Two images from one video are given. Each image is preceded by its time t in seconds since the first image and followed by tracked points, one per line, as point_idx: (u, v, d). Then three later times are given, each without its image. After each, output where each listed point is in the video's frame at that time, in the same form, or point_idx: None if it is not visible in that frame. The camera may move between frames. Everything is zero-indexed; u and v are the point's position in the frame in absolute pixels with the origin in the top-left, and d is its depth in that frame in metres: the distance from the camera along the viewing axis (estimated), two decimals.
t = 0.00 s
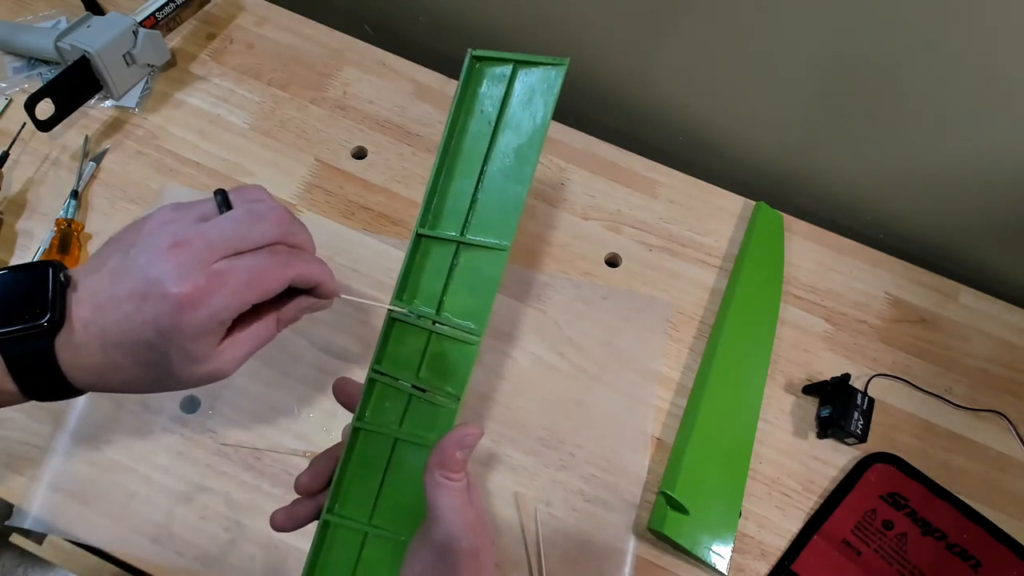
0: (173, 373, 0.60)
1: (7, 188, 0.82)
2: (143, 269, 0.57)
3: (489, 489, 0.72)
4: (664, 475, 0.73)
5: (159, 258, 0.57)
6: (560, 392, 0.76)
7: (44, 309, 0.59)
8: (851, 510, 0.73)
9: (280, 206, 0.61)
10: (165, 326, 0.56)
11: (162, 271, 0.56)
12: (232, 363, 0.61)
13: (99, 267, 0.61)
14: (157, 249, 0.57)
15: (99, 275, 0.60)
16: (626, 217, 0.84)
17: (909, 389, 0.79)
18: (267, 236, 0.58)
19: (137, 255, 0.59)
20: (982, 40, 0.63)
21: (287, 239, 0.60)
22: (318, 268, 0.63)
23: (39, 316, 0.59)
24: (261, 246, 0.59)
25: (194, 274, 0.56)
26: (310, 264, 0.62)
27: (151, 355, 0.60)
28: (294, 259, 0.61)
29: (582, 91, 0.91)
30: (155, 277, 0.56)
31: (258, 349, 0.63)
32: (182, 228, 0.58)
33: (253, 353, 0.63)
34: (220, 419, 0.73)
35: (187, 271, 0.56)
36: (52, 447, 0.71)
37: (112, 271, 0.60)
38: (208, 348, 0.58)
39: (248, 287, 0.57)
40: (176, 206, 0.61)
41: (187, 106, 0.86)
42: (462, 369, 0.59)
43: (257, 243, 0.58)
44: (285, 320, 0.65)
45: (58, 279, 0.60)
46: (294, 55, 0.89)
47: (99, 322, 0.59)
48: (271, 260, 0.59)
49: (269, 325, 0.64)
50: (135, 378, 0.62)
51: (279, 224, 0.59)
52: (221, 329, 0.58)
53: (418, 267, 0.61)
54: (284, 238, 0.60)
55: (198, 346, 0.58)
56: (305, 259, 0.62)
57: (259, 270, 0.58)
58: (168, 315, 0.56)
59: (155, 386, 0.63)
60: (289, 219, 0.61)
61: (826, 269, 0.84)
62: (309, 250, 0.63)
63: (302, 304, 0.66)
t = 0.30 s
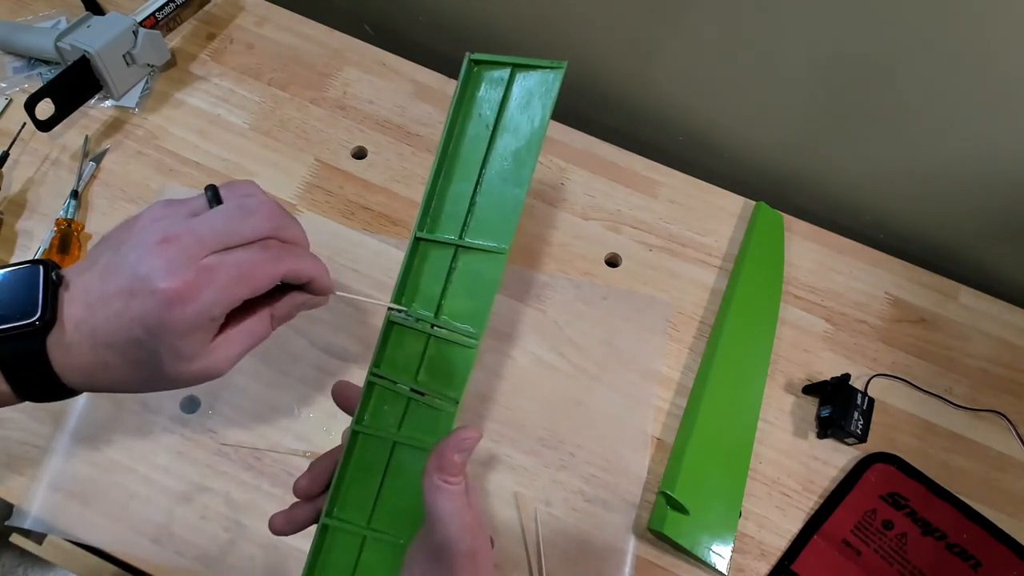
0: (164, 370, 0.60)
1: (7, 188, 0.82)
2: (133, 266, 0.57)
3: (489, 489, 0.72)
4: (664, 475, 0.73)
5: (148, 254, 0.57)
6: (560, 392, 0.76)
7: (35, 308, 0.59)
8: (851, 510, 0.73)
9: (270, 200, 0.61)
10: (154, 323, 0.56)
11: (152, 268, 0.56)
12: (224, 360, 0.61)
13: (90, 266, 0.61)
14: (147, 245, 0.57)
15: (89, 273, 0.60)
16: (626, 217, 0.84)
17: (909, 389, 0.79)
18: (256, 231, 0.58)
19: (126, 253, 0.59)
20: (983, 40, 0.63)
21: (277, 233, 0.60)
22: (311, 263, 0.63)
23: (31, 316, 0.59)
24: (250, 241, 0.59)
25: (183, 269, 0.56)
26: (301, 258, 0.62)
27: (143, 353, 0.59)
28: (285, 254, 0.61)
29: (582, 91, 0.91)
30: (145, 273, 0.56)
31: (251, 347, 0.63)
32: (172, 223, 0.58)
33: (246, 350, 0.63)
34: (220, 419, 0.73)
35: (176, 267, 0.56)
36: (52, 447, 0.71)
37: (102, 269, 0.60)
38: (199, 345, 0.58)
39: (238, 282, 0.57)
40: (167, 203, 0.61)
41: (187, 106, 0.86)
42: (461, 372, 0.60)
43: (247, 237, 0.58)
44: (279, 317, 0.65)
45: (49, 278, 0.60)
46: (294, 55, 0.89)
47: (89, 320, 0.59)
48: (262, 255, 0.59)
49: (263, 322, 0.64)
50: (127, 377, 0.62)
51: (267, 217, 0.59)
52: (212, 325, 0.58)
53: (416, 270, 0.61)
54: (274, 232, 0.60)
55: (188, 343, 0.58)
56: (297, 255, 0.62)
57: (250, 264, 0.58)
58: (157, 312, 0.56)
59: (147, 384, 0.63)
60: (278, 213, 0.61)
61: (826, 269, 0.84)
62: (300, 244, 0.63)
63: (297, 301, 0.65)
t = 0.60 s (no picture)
0: (176, 377, 0.60)
1: (7, 188, 0.82)
2: (146, 273, 0.57)
3: (489, 489, 0.72)
4: (664, 475, 0.73)
5: (162, 262, 0.57)
6: (560, 392, 0.76)
7: (49, 314, 0.60)
8: (851, 510, 0.73)
9: (283, 210, 0.61)
10: (168, 330, 0.56)
11: (166, 275, 0.56)
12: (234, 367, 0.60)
13: (101, 271, 0.61)
14: (161, 253, 0.57)
15: (102, 279, 0.61)
16: (627, 217, 0.84)
17: (909, 389, 0.79)
18: (270, 240, 0.59)
19: (141, 260, 0.59)
20: (981, 40, 0.63)
21: (290, 243, 0.60)
22: (322, 273, 0.63)
23: (45, 321, 0.60)
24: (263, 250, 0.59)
25: (197, 277, 0.56)
26: (313, 268, 0.62)
27: (155, 360, 0.59)
28: (297, 264, 0.61)
29: (582, 91, 0.91)
30: (158, 280, 0.56)
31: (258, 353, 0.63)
32: (187, 232, 0.58)
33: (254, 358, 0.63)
34: (220, 419, 0.73)
35: (190, 275, 0.56)
36: (52, 447, 0.71)
37: (115, 275, 0.60)
38: (209, 352, 0.58)
39: (251, 291, 0.57)
40: (180, 211, 0.61)
41: (187, 106, 0.86)
42: (459, 372, 0.59)
43: (261, 247, 0.58)
44: (287, 323, 0.65)
45: (63, 284, 0.61)
46: (294, 55, 0.89)
47: (100, 326, 0.59)
48: (275, 264, 0.59)
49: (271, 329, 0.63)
50: (138, 383, 0.62)
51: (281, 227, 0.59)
52: (224, 332, 0.58)
53: (414, 270, 0.61)
54: (287, 242, 0.60)
55: (200, 350, 0.57)
56: (309, 264, 0.62)
57: (263, 274, 0.58)
58: (170, 319, 0.56)
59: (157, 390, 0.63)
60: (292, 223, 0.61)
61: (826, 269, 0.84)
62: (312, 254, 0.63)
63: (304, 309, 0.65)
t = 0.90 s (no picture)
0: (167, 374, 0.60)
1: (7, 188, 0.82)
2: (137, 270, 0.57)
3: (489, 489, 0.72)
4: (664, 475, 0.73)
5: (154, 259, 0.57)
6: (560, 392, 0.76)
7: (38, 310, 0.59)
8: (851, 510, 0.73)
9: (276, 207, 0.60)
10: (159, 328, 0.56)
11: (157, 273, 0.56)
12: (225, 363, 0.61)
13: (91, 267, 0.61)
14: (153, 251, 0.57)
15: (92, 275, 0.61)
16: (627, 217, 0.84)
17: (909, 389, 0.79)
18: (262, 238, 0.59)
19: (132, 256, 0.58)
20: (982, 39, 0.63)
21: (283, 241, 0.60)
22: (314, 270, 0.63)
23: (34, 317, 0.59)
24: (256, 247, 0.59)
25: (190, 276, 0.56)
26: (305, 265, 0.62)
27: (146, 357, 0.59)
28: (290, 262, 0.61)
29: (582, 91, 0.91)
30: (149, 278, 0.56)
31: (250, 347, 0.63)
32: (179, 229, 0.58)
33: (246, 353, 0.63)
34: (220, 419, 0.73)
35: (182, 273, 0.56)
36: (52, 447, 0.71)
37: (105, 271, 0.60)
38: (201, 349, 0.58)
39: (243, 289, 0.57)
40: (171, 207, 0.61)
41: (187, 106, 0.86)
42: (460, 374, 0.60)
43: (253, 246, 0.58)
44: (279, 316, 0.65)
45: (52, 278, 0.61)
46: (294, 55, 0.89)
47: (91, 323, 0.59)
48: (268, 265, 0.59)
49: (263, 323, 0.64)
50: (130, 379, 0.62)
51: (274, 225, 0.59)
52: (216, 330, 0.58)
53: (416, 271, 0.61)
54: (280, 240, 0.60)
55: (191, 348, 0.58)
56: (302, 263, 0.62)
57: (255, 273, 0.58)
58: (162, 317, 0.56)
59: (149, 386, 0.63)
60: (284, 220, 0.61)
61: (826, 269, 0.84)
62: (305, 252, 0.63)
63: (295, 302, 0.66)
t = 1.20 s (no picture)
0: (157, 369, 0.60)
1: (7, 188, 0.82)
2: (127, 262, 0.58)
3: (489, 489, 0.72)
4: (664, 475, 0.73)
5: (144, 251, 0.57)
6: (560, 392, 0.76)
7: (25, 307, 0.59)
8: (852, 511, 0.73)
9: (266, 197, 0.61)
10: (150, 319, 0.57)
11: (148, 263, 0.57)
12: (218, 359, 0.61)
13: (81, 263, 0.61)
14: (143, 242, 0.58)
15: (81, 271, 0.61)
16: (627, 217, 0.84)
17: (909, 389, 0.79)
18: (252, 228, 0.59)
19: (122, 249, 0.59)
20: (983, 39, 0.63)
21: (274, 232, 0.61)
22: (307, 261, 0.63)
23: (21, 314, 0.59)
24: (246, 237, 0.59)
25: (180, 266, 0.57)
26: (297, 257, 0.62)
27: (136, 350, 0.60)
28: (281, 254, 0.61)
29: (582, 92, 0.91)
30: (140, 269, 0.57)
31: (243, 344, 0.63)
32: (169, 220, 0.59)
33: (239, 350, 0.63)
34: (220, 418, 0.73)
35: (173, 264, 0.57)
36: (52, 447, 0.71)
37: (95, 266, 0.60)
38: (191, 343, 0.59)
39: (234, 279, 0.58)
40: (161, 201, 0.62)
41: (187, 106, 0.86)
42: (462, 375, 0.59)
43: (244, 236, 0.59)
44: (270, 311, 0.65)
45: (39, 275, 0.60)
46: (294, 55, 0.89)
47: (82, 318, 0.59)
48: (259, 255, 0.59)
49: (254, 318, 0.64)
50: (121, 375, 0.62)
51: (265, 215, 0.60)
52: (206, 322, 0.58)
53: (419, 273, 0.61)
54: (270, 231, 0.61)
55: (182, 339, 0.58)
56: (293, 254, 0.62)
57: (246, 264, 0.59)
58: (152, 308, 0.56)
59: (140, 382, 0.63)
60: (274, 211, 0.61)
61: (826, 269, 0.84)
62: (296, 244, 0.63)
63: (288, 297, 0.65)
